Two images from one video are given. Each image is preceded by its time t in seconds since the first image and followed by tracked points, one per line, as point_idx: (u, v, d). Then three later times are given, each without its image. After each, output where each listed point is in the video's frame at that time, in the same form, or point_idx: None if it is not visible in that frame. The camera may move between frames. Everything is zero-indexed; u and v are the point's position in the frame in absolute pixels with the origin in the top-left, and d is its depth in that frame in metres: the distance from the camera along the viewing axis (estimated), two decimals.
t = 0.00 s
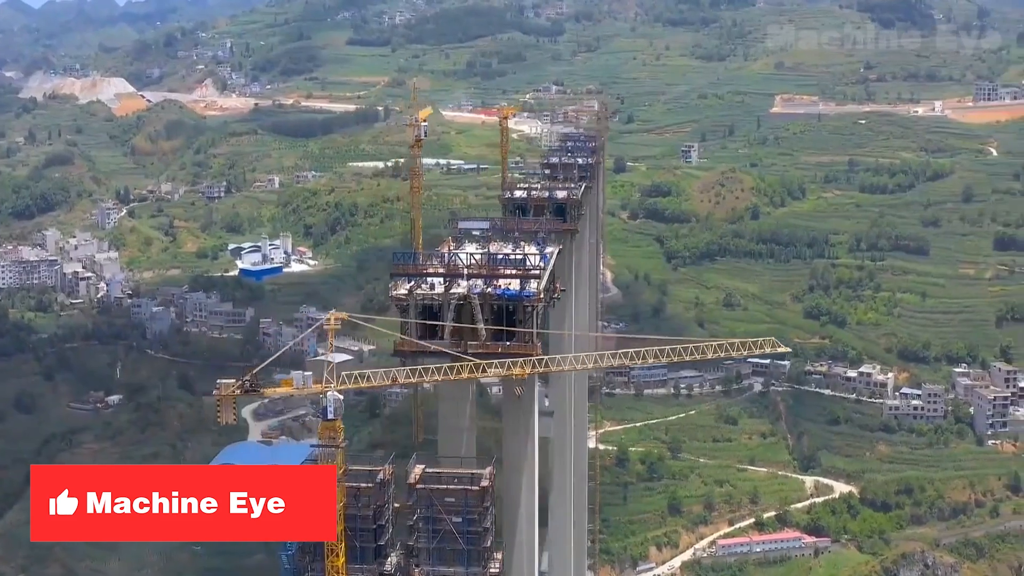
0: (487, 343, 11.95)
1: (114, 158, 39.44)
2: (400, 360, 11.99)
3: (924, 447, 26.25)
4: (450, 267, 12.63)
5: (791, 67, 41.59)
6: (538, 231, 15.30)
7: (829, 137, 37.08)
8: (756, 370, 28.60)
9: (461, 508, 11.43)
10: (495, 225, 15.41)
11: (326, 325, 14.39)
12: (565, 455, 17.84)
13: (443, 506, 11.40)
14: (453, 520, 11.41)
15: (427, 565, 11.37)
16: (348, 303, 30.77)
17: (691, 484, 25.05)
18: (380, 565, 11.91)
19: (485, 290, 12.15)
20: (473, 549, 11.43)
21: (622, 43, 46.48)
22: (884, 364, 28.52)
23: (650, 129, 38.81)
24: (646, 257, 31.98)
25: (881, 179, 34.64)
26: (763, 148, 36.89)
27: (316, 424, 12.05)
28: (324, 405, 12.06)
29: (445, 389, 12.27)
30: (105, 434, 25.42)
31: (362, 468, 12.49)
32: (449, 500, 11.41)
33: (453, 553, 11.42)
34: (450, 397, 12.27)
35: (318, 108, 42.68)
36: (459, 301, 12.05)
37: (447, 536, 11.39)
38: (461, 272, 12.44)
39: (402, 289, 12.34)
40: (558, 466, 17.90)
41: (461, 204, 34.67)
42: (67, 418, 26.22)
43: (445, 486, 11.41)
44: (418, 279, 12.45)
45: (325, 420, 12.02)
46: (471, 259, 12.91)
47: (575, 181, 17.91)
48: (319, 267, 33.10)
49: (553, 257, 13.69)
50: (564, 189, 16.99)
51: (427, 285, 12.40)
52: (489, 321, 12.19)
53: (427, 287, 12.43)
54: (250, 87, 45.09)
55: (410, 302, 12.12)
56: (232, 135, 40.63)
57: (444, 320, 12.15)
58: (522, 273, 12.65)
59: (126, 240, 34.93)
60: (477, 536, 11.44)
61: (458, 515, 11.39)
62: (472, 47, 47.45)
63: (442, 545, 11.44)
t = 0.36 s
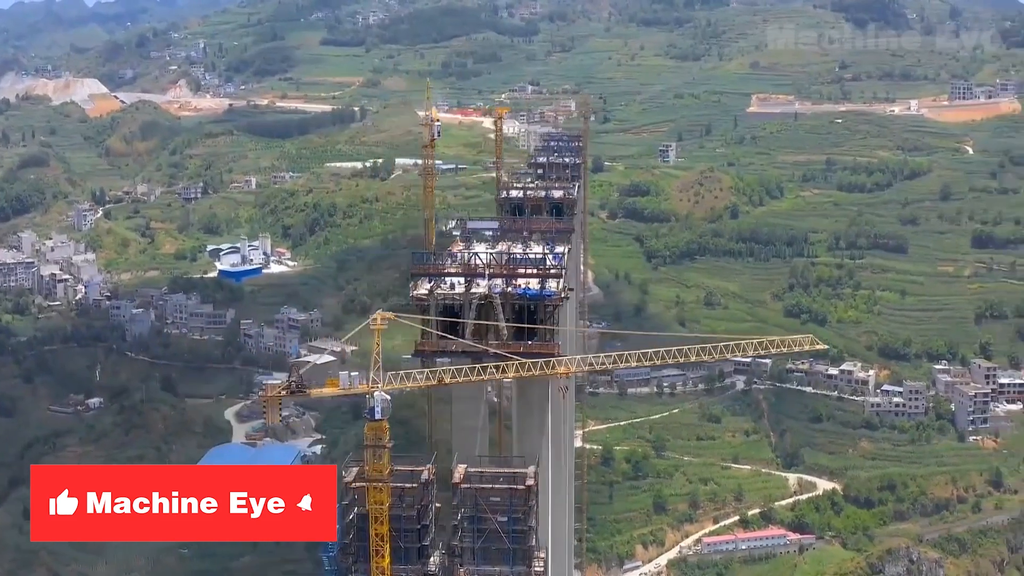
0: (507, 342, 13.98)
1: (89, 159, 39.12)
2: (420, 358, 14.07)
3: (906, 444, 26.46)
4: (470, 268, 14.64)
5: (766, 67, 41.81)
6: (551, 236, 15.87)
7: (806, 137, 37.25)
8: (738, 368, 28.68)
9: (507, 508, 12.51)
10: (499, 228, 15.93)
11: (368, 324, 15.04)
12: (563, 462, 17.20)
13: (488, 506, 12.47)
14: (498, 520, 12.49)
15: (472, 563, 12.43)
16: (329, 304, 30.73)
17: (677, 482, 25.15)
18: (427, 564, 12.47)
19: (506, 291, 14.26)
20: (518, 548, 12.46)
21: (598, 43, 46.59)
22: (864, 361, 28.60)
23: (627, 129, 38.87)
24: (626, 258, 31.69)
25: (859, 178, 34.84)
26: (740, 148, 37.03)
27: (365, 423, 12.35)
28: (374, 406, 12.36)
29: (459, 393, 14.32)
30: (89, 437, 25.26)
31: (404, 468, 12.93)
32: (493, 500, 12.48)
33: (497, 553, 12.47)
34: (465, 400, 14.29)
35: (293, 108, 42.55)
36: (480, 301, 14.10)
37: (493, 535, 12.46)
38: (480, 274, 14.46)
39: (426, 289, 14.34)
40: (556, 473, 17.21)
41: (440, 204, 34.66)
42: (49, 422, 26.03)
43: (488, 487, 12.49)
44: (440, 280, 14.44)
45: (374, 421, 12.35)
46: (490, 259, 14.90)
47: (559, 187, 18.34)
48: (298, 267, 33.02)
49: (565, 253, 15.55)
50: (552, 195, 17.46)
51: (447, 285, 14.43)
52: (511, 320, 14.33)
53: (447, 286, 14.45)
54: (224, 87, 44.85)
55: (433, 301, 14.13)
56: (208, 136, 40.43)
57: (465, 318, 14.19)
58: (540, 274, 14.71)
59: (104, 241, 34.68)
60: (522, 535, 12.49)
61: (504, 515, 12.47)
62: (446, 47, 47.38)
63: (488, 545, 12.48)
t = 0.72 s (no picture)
0: (528, 343, 13.36)
1: (61, 162, 38.84)
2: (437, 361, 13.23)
3: (886, 441, 26.64)
4: (484, 270, 14.03)
5: (739, 67, 42.07)
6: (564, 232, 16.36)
7: (780, 136, 37.46)
8: (718, 368, 28.85)
9: (551, 507, 11.11)
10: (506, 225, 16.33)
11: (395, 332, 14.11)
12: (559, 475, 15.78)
13: (533, 504, 11.06)
14: (543, 520, 11.08)
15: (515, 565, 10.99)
16: (308, 306, 30.65)
17: (659, 481, 25.13)
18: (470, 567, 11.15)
19: (526, 291, 13.53)
20: (563, 548, 11.00)
21: (571, 44, 46.74)
22: (843, 360, 28.72)
23: (602, 129, 38.98)
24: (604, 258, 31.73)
25: (835, 178, 35.05)
26: (716, 148, 37.18)
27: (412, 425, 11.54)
28: (421, 409, 11.67)
29: (468, 396, 13.22)
30: (69, 442, 25.04)
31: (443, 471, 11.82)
32: (538, 500, 11.08)
33: (543, 553, 11.01)
34: (477, 400, 13.22)
35: (267, 109, 42.43)
36: (500, 302, 13.35)
37: (537, 535, 11.01)
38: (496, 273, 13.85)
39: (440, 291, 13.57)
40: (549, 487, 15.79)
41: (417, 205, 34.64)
42: (28, 428, 25.79)
43: (535, 486, 11.11)
44: (458, 283, 13.81)
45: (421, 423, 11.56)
46: (504, 260, 14.26)
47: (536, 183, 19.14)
48: (275, 270, 32.93)
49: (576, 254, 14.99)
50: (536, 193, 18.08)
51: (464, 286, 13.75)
52: (530, 320, 13.57)
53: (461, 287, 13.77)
54: (196, 89, 44.65)
55: (451, 302, 13.38)
56: (181, 138, 40.26)
57: (485, 318, 13.41)
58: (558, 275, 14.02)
59: (78, 244, 34.43)
60: (568, 535, 11.04)
61: (549, 513, 11.07)
62: (419, 48, 47.34)
63: (532, 546, 11.02)
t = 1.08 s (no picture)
0: (548, 341, 13.93)
1: (31, 164, 38.47)
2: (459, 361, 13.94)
3: (865, 438, 26.83)
4: (506, 273, 14.79)
5: (711, 68, 42.39)
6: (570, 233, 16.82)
7: (754, 136, 37.70)
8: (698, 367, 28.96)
9: (595, 507, 11.79)
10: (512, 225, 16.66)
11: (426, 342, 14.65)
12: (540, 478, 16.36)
13: (577, 504, 11.77)
14: (587, 518, 11.76)
15: (560, 563, 11.69)
16: (286, 309, 30.58)
17: (642, 481, 25.16)
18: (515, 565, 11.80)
19: (544, 292, 14.27)
20: (606, 547, 11.72)
21: (543, 44, 46.86)
22: (822, 358, 28.88)
23: (576, 128, 39.02)
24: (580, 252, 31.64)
25: (810, 177, 35.28)
26: (690, 148, 37.34)
27: (459, 425, 12.17)
28: (469, 410, 12.27)
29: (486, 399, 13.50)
30: (50, 446, 24.83)
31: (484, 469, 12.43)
32: (582, 499, 11.80)
33: (587, 550, 11.74)
34: (492, 401, 13.49)
35: (239, 110, 42.25)
36: (519, 301, 14.09)
37: (582, 534, 11.72)
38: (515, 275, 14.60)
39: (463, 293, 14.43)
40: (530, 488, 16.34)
41: (394, 206, 34.65)
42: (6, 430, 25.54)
43: (578, 486, 11.82)
44: (476, 282, 14.66)
45: (468, 423, 12.19)
46: (530, 263, 15.00)
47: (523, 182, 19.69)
48: (251, 271, 32.84)
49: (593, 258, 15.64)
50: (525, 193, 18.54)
51: (484, 287, 14.58)
52: (548, 318, 14.24)
53: (482, 288, 14.56)
54: (166, 90, 44.39)
55: (472, 302, 14.20)
56: (153, 139, 40.05)
57: (505, 316, 14.05)
58: (575, 275, 14.70)
59: (51, 246, 34.14)
60: (611, 533, 11.76)
61: (594, 514, 11.75)
62: (391, 49, 47.26)
63: (575, 544, 11.72)
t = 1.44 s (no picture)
0: (559, 342, 14.70)
1: None
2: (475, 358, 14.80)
3: (836, 434, 27.04)
4: (516, 270, 15.43)
5: (677, 67, 42.88)
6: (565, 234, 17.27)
7: (720, 135, 37.99)
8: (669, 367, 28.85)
9: (631, 506, 12.78)
10: (511, 225, 17.35)
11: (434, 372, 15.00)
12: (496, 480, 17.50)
13: (614, 503, 12.73)
14: (623, 516, 12.75)
15: (596, 562, 12.66)
16: (256, 311, 30.45)
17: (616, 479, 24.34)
18: (551, 564, 12.64)
19: (555, 291, 14.85)
20: (640, 544, 12.71)
21: (506, 44, 46.97)
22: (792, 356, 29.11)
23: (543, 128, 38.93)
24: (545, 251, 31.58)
25: (776, 176, 35.51)
26: (656, 148, 37.49)
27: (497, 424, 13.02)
28: (509, 410, 13.09)
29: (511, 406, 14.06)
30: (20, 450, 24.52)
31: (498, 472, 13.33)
32: (619, 498, 12.76)
33: (622, 548, 12.71)
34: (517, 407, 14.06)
35: (203, 112, 41.99)
36: (532, 301, 14.69)
37: (618, 531, 12.70)
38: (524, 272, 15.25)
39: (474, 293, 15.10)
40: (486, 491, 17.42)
41: (362, 208, 34.64)
42: None
43: (615, 486, 12.76)
44: (486, 283, 15.33)
45: (505, 422, 13.02)
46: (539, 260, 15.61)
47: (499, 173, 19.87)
48: (219, 273, 32.65)
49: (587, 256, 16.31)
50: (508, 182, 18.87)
51: (494, 286, 15.29)
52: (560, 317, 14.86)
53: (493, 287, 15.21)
54: (128, 91, 44.01)
55: (484, 302, 14.94)
56: (117, 141, 39.73)
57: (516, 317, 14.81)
58: (585, 274, 15.30)
59: (16, 248, 33.74)
60: (645, 530, 12.77)
61: (630, 513, 12.74)
62: (354, 49, 47.14)
63: (613, 541, 12.71)
